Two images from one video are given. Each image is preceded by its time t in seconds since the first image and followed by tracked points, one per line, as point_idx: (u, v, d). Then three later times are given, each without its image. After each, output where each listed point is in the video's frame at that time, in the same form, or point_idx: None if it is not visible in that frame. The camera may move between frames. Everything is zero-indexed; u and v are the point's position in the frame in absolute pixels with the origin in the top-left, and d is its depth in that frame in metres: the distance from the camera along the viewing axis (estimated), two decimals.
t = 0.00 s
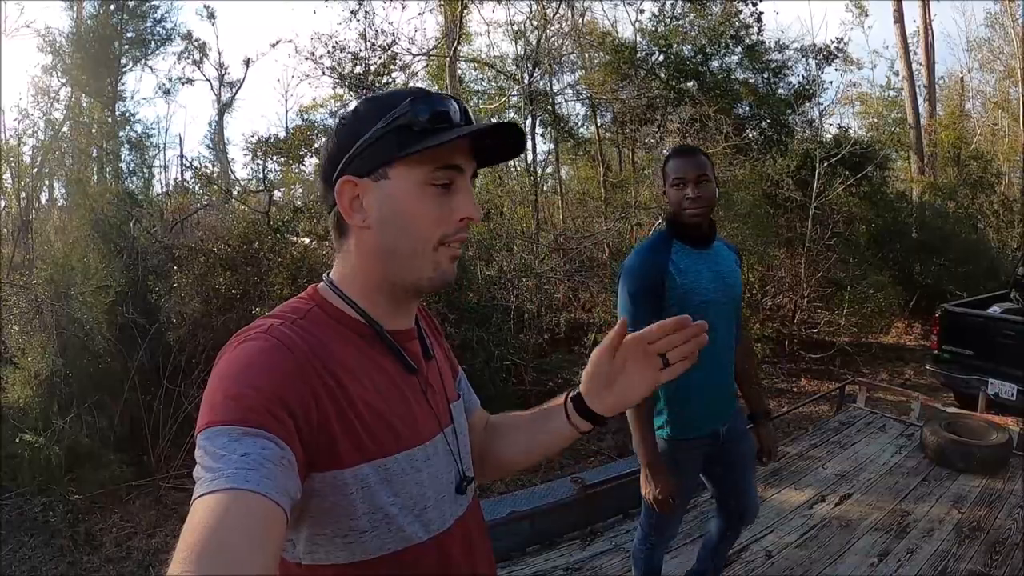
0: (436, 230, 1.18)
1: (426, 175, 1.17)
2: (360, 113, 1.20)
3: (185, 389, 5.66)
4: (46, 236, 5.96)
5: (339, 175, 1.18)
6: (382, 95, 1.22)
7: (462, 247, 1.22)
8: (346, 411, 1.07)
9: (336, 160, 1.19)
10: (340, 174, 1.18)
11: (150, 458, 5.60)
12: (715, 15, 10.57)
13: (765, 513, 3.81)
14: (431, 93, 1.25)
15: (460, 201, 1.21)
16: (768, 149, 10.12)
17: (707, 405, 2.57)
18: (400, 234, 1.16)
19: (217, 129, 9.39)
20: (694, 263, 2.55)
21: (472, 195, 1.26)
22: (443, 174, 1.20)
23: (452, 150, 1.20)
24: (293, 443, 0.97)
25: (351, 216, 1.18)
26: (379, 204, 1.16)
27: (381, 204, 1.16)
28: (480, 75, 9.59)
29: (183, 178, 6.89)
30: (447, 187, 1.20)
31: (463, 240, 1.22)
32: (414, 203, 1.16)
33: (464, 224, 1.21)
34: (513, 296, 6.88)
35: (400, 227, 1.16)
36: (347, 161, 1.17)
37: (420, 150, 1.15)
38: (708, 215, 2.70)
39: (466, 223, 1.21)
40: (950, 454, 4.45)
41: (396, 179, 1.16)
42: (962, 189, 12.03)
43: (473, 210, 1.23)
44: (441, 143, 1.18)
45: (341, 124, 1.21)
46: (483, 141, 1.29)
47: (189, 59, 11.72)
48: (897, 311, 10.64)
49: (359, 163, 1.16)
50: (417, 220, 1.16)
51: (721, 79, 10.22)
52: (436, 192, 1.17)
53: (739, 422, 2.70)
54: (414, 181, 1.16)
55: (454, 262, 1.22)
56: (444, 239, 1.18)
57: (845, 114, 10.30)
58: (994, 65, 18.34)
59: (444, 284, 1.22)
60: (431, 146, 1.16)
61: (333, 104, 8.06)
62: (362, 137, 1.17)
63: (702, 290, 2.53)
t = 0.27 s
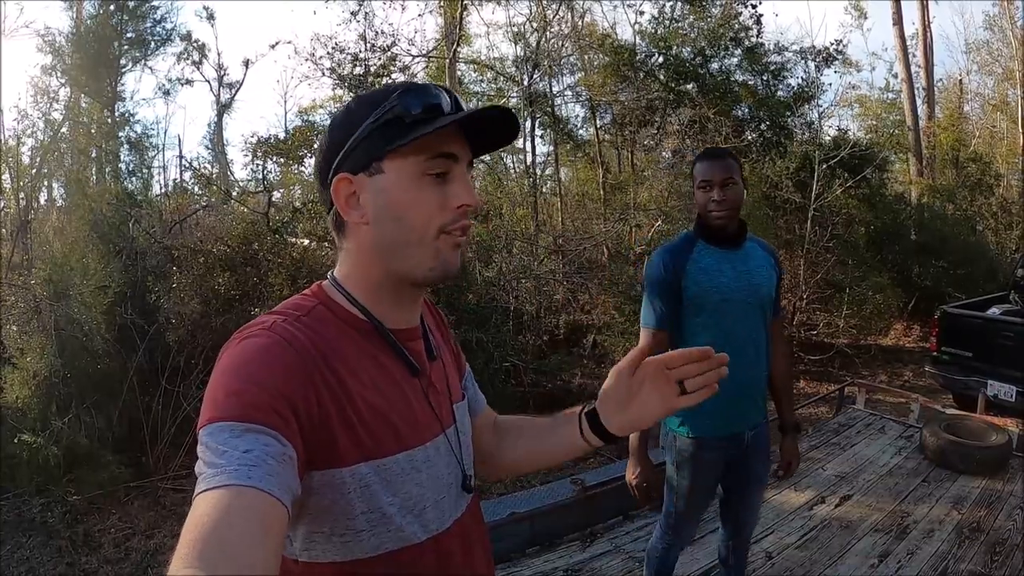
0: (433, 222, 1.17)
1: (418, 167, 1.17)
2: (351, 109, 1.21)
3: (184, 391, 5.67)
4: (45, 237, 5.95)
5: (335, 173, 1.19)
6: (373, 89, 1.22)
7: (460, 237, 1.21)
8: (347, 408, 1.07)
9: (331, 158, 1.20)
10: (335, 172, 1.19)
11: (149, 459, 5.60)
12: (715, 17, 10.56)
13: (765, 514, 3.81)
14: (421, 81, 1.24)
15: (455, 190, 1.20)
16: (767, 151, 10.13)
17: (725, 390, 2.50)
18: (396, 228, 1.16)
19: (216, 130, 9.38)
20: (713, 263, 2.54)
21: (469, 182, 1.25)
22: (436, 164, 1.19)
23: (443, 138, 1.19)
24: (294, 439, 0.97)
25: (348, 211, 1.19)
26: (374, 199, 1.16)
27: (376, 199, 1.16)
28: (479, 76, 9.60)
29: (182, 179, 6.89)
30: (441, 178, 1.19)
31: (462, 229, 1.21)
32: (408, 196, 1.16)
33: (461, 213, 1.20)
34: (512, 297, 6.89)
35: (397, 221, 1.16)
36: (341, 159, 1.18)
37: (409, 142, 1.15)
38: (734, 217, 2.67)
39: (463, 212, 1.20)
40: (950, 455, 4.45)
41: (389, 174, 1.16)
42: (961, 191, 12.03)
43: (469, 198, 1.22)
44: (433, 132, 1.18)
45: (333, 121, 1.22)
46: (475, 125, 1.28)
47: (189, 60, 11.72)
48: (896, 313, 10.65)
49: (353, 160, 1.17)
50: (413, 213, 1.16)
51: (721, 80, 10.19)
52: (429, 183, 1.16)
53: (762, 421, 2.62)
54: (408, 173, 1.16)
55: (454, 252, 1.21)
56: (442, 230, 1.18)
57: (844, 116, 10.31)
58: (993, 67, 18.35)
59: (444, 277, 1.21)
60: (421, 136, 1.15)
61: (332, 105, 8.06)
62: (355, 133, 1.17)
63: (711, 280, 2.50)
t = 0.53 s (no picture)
0: (421, 216, 1.17)
1: (400, 162, 1.17)
2: (344, 116, 1.25)
3: (184, 392, 5.66)
4: (46, 239, 5.95)
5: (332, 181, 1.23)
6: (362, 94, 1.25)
7: (453, 228, 1.19)
8: (358, 408, 1.07)
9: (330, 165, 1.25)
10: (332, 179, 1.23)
11: (149, 461, 5.57)
12: (715, 21, 10.58)
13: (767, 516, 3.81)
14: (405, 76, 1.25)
15: (441, 180, 1.19)
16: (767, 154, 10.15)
17: (754, 391, 2.54)
18: (386, 226, 1.17)
19: (217, 132, 9.39)
20: (739, 265, 2.55)
21: (460, 173, 1.23)
22: (419, 156, 1.19)
23: (422, 128, 1.19)
24: (305, 439, 0.97)
25: (346, 214, 1.22)
26: (365, 200, 1.18)
27: (366, 199, 1.18)
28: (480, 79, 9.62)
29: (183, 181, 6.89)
30: (426, 170, 1.19)
31: (455, 219, 1.20)
32: (393, 192, 1.17)
33: (449, 204, 1.18)
34: (513, 300, 6.92)
35: (385, 219, 1.17)
36: (335, 166, 1.22)
37: (386, 137, 1.16)
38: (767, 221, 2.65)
39: (450, 202, 1.19)
40: (951, 457, 4.45)
41: (375, 173, 1.17)
42: (961, 195, 12.05)
43: (457, 187, 1.20)
44: (410, 122, 1.18)
45: (332, 130, 1.27)
46: (464, 112, 1.26)
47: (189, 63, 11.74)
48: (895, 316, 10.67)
49: (345, 164, 1.20)
50: (399, 209, 1.17)
51: (721, 84, 10.23)
52: (411, 175, 1.17)
53: (785, 425, 2.62)
54: (391, 169, 1.17)
55: (448, 243, 1.19)
56: (432, 223, 1.17)
57: (843, 119, 10.33)
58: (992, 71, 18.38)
59: (441, 271, 1.20)
60: (396, 128, 1.16)
61: (333, 107, 8.07)
62: (344, 137, 1.21)
63: (736, 283, 2.53)
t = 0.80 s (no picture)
0: (417, 224, 1.18)
1: (397, 172, 1.20)
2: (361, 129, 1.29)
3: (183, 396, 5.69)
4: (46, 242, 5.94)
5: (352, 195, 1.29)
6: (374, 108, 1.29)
7: (452, 233, 1.19)
8: (385, 409, 1.08)
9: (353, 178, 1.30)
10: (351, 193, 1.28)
11: (148, 465, 5.54)
12: (712, 27, 10.64)
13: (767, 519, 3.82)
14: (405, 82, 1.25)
15: (436, 186, 1.20)
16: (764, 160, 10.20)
17: (767, 389, 2.58)
18: (389, 235, 1.20)
19: (215, 136, 9.41)
20: (752, 268, 2.61)
21: (461, 179, 1.23)
22: (416, 165, 1.20)
23: (415, 135, 1.20)
24: (334, 440, 0.98)
25: (364, 225, 1.27)
26: (374, 211, 1.22)
27: (374, 211, 1.22)
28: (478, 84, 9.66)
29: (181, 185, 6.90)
30: (420, 177, 1.20)
31: (453, 224, 1.19)
32: (394, 202, 1.19)
33: (447, 209, 1.19)
34: (512, 304, 6.94)
35: (387, 230, 1.20)
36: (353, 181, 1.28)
37: (379, 150, 1.19)
38: (780, 225, 2.70)
39: (445, 208, 1.19)
40: (950, 459, 4.47)
41: (378, 186, 1.21)
42: (957, 200, 12.12)
43: (453, 192, 1.20)
44: (403, 132, 1.19)
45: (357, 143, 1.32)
46: (459, 114, 1.25)
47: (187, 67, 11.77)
48: (892, 320, 10.71)
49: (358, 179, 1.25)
50: (399, 218, 1.19)
51: (718, 90, 10.30)
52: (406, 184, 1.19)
53: (795, 427, 2.64)
54: (391, 181, 1.20)
55: (446, 249, 1.19)
56: (428, 231, 1.18)
57: (840, 125, 10.40)
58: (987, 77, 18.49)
59: (445, 276, 1.20)
60: (387, 141, 1.18)
61: (332, 112, 8.10)
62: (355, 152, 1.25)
63: (749, 284, 2.59)
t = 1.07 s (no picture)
0: (433, 221, 1.19)
1: (416, 168, 1.20)
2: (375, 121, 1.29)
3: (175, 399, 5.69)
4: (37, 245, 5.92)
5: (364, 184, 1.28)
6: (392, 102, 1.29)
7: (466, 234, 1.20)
8: (392, 405, 1.08)
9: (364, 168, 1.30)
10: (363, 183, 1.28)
11: (140, 468, 5.50)
12: (703, 30, 10.70)
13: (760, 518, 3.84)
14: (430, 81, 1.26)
15: (456, 186, 1.21)
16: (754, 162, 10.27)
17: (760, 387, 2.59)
18: (403, 229, 1.20)
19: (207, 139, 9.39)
20: (746, 268, 2.63)
21: (478, 181, 1.24)
22: (435, 163, 1.21)
23: (438, 134, 1.20)
24: (342, 436, 0.99)
25: (375, 217, 1.26)
26: (388, 204, 1.22)
27: (388, 203, 1.22)
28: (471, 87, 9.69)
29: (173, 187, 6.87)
30: (439, 176, 1.21)
31: (468, 226, 1.20)
32: (410, 197, 1.20)
33: (463, 210, 1.19)
34: (504, 306, 6.96)
35: (402, 223, 1.20)
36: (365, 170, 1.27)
37: (400, 144, 1.19)
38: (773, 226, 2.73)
39: (462, 208, 1.19)
40: (940, 458, 4.51)
41: (395, 179, 1.21)
42: (946, 202, 12.21)
43: (471, 193, 1.21)
44: (426, 130, 1.20)
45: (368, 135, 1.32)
46: (485, 119, 1.26)
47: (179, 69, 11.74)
48: (882, 321, 10.78)
49: (372, 170, 1.25)
50: (414, 214, 1.19)
51: (709, 93, 10.37)
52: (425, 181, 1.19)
53: (787, 425, 2.66)
54: (409, 176, 1.20)
55: (460, 249, 1.20)
56: (443, 229, 1.19)
57: (830, 128, 10.48)
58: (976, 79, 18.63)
59: (457, 276, 1.21)
60: (411, 136, 1.18)
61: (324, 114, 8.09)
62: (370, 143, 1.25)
63: (744, 283, 2.60)
